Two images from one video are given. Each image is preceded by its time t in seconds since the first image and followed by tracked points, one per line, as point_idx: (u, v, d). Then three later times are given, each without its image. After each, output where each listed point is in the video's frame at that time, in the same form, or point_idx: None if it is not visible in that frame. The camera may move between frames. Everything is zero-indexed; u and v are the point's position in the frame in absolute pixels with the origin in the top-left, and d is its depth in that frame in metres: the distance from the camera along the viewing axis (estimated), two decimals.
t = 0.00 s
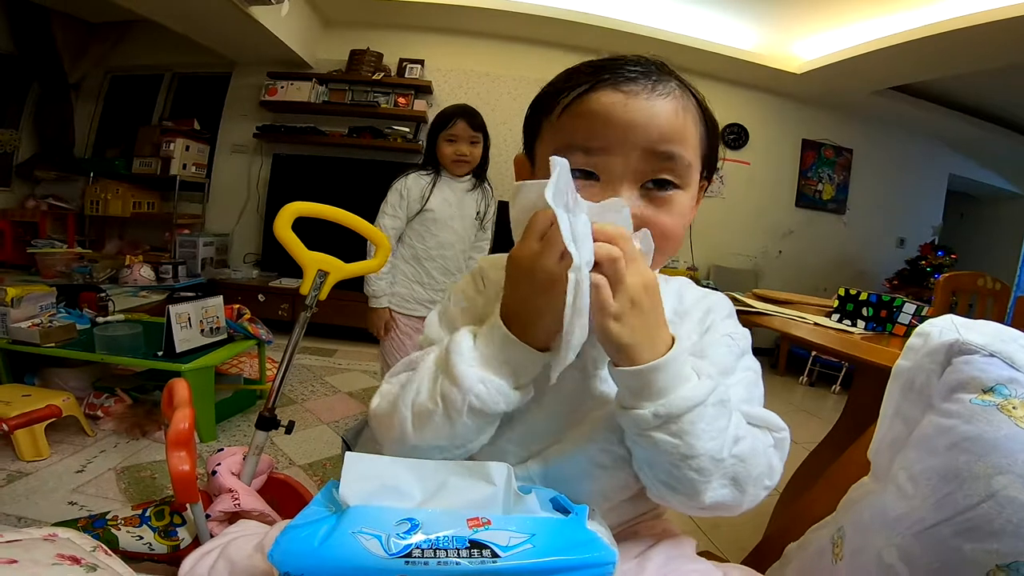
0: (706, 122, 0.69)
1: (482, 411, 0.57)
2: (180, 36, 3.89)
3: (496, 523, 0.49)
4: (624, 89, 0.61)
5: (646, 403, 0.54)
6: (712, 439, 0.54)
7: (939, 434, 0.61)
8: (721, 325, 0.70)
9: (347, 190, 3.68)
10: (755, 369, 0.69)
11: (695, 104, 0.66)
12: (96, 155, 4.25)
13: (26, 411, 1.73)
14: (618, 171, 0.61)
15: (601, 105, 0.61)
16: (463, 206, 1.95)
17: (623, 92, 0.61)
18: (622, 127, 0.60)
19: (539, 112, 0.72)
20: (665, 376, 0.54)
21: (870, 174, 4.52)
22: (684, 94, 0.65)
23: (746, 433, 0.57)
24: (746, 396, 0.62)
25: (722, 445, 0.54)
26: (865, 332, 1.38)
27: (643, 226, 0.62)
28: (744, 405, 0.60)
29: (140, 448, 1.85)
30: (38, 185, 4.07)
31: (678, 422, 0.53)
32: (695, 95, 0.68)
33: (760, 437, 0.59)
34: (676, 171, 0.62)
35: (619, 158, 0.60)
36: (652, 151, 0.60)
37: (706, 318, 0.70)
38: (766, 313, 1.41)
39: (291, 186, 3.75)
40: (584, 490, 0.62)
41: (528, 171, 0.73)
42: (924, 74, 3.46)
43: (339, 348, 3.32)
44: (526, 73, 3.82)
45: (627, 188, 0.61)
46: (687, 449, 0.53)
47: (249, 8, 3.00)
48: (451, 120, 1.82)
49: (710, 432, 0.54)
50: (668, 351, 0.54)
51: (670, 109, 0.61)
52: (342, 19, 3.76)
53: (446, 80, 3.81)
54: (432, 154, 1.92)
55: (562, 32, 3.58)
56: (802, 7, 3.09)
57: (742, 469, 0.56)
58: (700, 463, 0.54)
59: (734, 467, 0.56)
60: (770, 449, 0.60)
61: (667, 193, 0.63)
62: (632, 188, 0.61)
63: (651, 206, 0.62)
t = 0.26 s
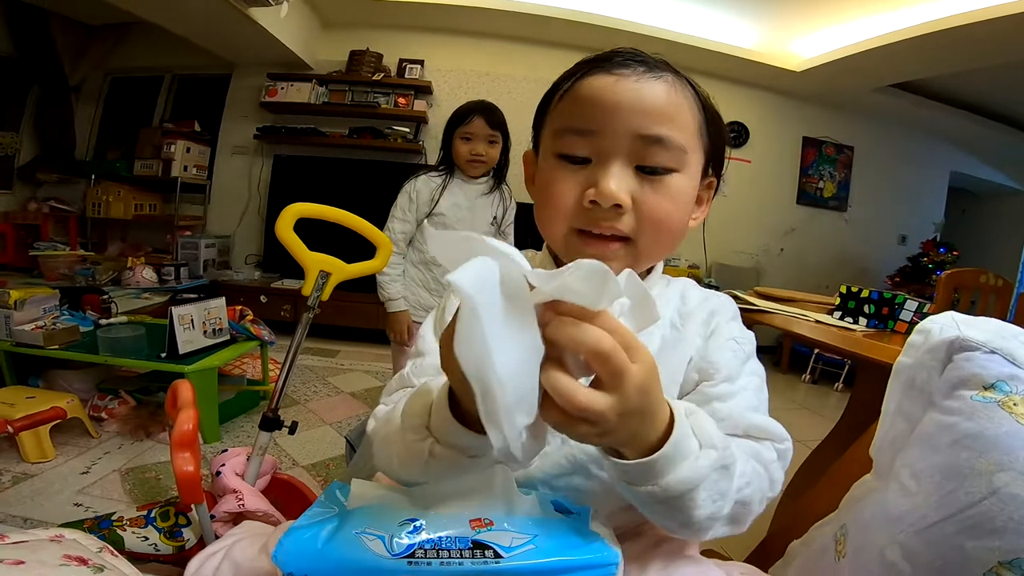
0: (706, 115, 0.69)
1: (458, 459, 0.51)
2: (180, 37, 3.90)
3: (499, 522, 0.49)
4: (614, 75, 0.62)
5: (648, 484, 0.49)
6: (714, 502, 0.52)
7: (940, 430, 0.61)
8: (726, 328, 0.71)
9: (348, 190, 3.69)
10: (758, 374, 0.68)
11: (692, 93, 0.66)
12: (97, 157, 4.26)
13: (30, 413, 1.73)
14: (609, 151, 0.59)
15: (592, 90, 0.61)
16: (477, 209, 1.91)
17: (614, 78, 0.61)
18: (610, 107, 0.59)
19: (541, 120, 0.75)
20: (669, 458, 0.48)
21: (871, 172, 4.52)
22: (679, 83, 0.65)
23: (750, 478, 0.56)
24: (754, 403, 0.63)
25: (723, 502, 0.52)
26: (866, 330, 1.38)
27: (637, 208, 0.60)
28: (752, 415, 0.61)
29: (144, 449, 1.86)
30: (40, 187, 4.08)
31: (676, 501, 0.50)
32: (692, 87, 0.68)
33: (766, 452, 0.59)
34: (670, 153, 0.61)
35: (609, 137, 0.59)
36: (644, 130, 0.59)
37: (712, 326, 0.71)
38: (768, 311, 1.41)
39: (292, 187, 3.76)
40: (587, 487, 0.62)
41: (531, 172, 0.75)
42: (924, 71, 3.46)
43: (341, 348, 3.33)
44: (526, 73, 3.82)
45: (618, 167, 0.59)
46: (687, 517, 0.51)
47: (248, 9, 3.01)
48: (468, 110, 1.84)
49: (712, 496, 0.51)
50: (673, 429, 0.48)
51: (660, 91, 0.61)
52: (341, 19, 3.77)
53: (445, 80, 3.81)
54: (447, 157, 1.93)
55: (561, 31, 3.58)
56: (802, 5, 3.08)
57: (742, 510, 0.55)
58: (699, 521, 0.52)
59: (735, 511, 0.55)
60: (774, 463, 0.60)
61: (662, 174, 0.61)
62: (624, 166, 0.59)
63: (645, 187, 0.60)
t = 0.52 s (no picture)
0: (697, 113, 0.69)
1: (457, 461, 0.53)
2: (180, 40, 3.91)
3: (502, 520, 0.50)
4: (602, 76, 0.62)
5: (650, 488, 0.49)
6: (715, 504, 0.52)
7: (940, 428, 0.61)
8: (724, 329, 0.71)
9: (349, 192, 3.70)
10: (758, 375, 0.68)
11: (682, 92, 0.66)
12: (98, 160, 4.27)
13: (33, 415, 1.74)
14: (601, 150, 0.60)
15: (581, 92, 0.62)
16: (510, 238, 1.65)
17: (602, 78, 0.62)
18: (600, 108, 0.60)
19: (537, 125, 0.76)
20: (671, 464, 0.48)
21: (872, 171, 4.52)
22: (668, 82, 0.65)
23: (750, 478, 0.56)
24: (753, 402, 0.64)
25: (724, 504, 0.53)
26: (868, 329, 1.38)
27: (629, 205, 0.60)
28: (751, 414, 0.61)
29: (147, 451, 1.87)
30: (42, 190, 4.10)
31: (678, 502, 0.50)
32: (682, 87, 0.68)
33: (764, 451, 0.59)
34: (661, 150, 0.61)
35: (599, 138, 0.60)
36: (633, 129, 0.60)
37: (711, 325, 0.71)
38: (769, 311, 1.41)
39: (293, 189, 3.76)
40: (587, 486, 0.62)
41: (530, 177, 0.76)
42: (924, 70, 3.45)
43: (342, 350, 3.33)
44: (525, 74, 3.82)
45: (610, 165, 0.60)
46: (688, 520, 0.51)
47: (249, 12, 3.02)
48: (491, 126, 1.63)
49: (713, 499, 0.52)
50: (674, 435, 0.48)
51: (649, 90, 0.61)
52: (341, 22, 3.78)
53: (445, 82, 3.82)
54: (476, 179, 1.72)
55: (561, 33, 3.59)
56: (801, 5, 3.08)
57: (742, 510, 0.56)
58: (700, 523, 0.52)
59: (736, 511, 0.55)
60: (772, 463, 0.60)
61: (653, 171, 0.61)
62: (615, 164, 0.60)
63: (637, 184, 0.60)
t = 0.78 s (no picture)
0: (693, 115, 0.69)
1: (457, 464, 0.54)
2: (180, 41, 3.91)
3: (505, 523, 0.49)
4: (597, 81, 0.63)
5: (654, 490, 0.49)
6: (719, 505, 0.52)
7: (944, 430, 0.61)
8: (726, 331, 0.71)
9: (350, 194, 3.70)
10: (759, 376, 0.68)
11: (677, 95, 0.67)
12: (99, 162, 4.28)
13: (34, 417, 1.74)
14: (599, 154, 0.60)
15: (577, 97, 0.62)
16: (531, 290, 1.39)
17: (598, 83, 0.62)
18: (596, 112, 0.60)
19: (536, 131, 0.76)
20: (674, 466, 0.48)
21: (873, 172, 4.51)
22: (662, 84, 0.65)
23: (753, 479, 0.56)
24: (755, 404, 0.63)
25: (728, 505, 0.53)
26: (870, 330, 1.38)
27: (629, 208, 0.60)
28: (753, 415, 0.61)
29: (148, 453, 1.87)
30: (43, 192, 4.11)
31: (682, 504, 0.50)
32: (677, 90, 0.68)
33: (766, 452, 0.59)
34: (658, 152, 0.61)
35: (596, 141, 0.60)
36: (629, 133, 0.60)
37: (711, 327, 0.71)
38: (770, 312, 1.41)
39: (294, 190, 3.76)
40: (591, 488, 0.62)
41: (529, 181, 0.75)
42: (925, 71, 3.45)
43: (343, 351, 3.33)
44: (525, 76, 3.83)
45: (608, 168, 0.60)
46: (692, 522, 0.51)
47: (249, 14, 3.03)
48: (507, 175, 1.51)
49: (717, 500, 0.51)
50: (677, 438, 0.48)
51: (644, 94, 0.62)
52: (341, 23, 3.78)
53: (446, 83, 3.82)
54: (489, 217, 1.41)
55: (561, 34, 3.59)
56: (802, 5, 3.08)
57: (746, 511, 0.56)
58: (704, 524, 0.52)
59: (739, 512, 0.55)
60: (775, 464, 0.60)
61: (652, 173, 0.61)
62: (613, 167, 0.60)
63: (635, 186, 0.60)
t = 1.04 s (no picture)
0: (693, 117, 0.69)
1: (451, 464, 0.54)
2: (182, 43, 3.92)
3: (507, 525, 0.49)
4: (594, 84, 0.63)
5: (655, 494, 0.49)
6: (720, 508, 0.52)
7: (946, 432, 0.61)
8: (729, 334, 0.71)
9: (351, 195, 3.70)
10: (760, 378, 0.68)
11: (676, 97, 0.67)
12: (101, 163, 4.29)
13: (35, 418, 1.74)
14: (596, 156, 0.60)
15: (575, 100, 0.62)
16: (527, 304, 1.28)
17: (595, 86, 0.62)
18: (594, 115, 0.60)
19: (536, 135, 0.76)
20: (676, 469, 0.48)
21: (874, 173, 4.51)
22: (660, 85, 0.66)
23: (756, 483, 0.56)
24: (758, 406, 0.63)
25: (729, 508, 0.53)
26: (871, 332, 1.37)
27: (627, 210, 0.60)
28: (755, 418, 0.60)
29: (150, 454, 1.87)
30: (45, 193, 4.12)
31: (683, 507, 0.50)
32: (677, 91, 0.68)
33: (768, 455, 0.59)
34: (656, 154, 0.61)
35: (594, 144, 0.60)
36: (627, 135, 0.60)
37: (714, 330, 0.71)
38: (771, 314, 1.41)
39: (295, 191, 3.77)
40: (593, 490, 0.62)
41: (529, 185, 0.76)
42: (926, 72, 3.45)
43: (344, 353, 3.33)
44: (526, 77, 3.83)
45: (606, 171, 0.60)
46: (693, 524, 0.51)
47: (250, 15, 3.03)
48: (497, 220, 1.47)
49: (718, 503, 0.52)
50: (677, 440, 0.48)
51: (641, 95, 0.62)
52: (342, 25, 3.78)
53: (447, 84, 3.83)
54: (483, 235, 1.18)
55: (562, 35, 3.59)
56: (802, 6, 3.08)
57: (748, 514, 0.56)
58: (705, 527, 0.52)
59: (741, 515, 0.55)
60: (777, 467, 0.60)
61: (650, 175, 0.61)
62: (611, 169, 0.60)
63: (633, 187, 0.60)
